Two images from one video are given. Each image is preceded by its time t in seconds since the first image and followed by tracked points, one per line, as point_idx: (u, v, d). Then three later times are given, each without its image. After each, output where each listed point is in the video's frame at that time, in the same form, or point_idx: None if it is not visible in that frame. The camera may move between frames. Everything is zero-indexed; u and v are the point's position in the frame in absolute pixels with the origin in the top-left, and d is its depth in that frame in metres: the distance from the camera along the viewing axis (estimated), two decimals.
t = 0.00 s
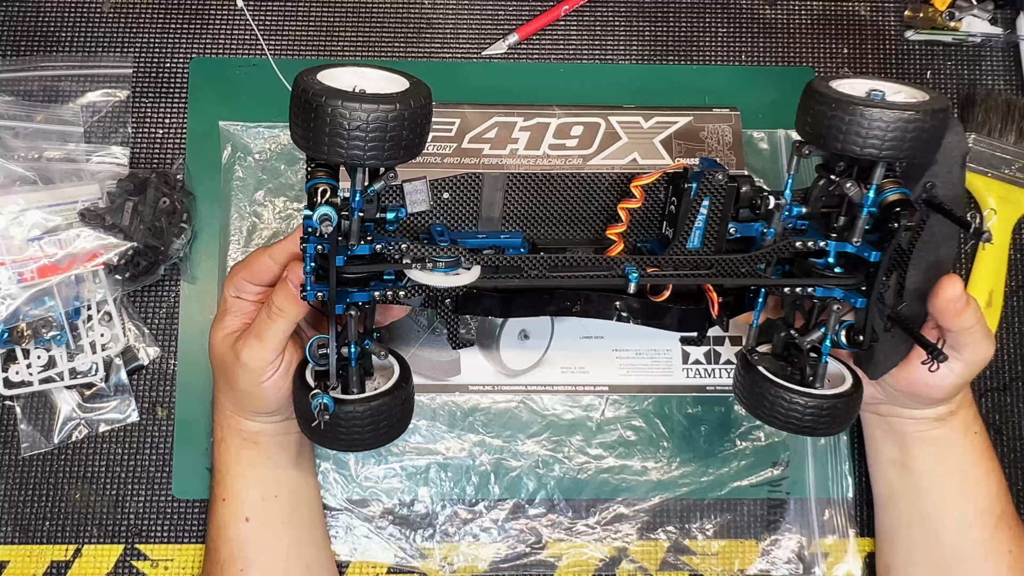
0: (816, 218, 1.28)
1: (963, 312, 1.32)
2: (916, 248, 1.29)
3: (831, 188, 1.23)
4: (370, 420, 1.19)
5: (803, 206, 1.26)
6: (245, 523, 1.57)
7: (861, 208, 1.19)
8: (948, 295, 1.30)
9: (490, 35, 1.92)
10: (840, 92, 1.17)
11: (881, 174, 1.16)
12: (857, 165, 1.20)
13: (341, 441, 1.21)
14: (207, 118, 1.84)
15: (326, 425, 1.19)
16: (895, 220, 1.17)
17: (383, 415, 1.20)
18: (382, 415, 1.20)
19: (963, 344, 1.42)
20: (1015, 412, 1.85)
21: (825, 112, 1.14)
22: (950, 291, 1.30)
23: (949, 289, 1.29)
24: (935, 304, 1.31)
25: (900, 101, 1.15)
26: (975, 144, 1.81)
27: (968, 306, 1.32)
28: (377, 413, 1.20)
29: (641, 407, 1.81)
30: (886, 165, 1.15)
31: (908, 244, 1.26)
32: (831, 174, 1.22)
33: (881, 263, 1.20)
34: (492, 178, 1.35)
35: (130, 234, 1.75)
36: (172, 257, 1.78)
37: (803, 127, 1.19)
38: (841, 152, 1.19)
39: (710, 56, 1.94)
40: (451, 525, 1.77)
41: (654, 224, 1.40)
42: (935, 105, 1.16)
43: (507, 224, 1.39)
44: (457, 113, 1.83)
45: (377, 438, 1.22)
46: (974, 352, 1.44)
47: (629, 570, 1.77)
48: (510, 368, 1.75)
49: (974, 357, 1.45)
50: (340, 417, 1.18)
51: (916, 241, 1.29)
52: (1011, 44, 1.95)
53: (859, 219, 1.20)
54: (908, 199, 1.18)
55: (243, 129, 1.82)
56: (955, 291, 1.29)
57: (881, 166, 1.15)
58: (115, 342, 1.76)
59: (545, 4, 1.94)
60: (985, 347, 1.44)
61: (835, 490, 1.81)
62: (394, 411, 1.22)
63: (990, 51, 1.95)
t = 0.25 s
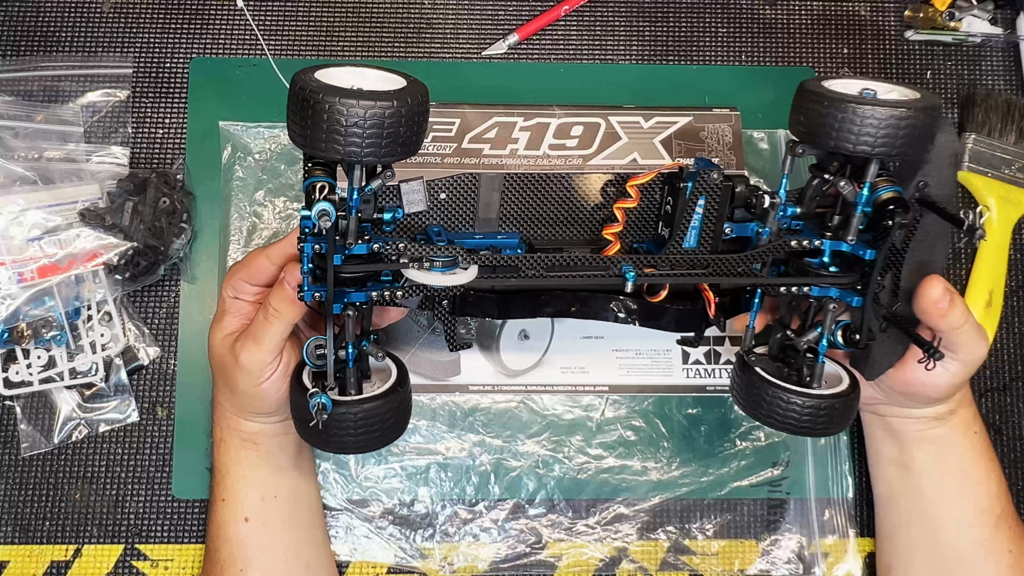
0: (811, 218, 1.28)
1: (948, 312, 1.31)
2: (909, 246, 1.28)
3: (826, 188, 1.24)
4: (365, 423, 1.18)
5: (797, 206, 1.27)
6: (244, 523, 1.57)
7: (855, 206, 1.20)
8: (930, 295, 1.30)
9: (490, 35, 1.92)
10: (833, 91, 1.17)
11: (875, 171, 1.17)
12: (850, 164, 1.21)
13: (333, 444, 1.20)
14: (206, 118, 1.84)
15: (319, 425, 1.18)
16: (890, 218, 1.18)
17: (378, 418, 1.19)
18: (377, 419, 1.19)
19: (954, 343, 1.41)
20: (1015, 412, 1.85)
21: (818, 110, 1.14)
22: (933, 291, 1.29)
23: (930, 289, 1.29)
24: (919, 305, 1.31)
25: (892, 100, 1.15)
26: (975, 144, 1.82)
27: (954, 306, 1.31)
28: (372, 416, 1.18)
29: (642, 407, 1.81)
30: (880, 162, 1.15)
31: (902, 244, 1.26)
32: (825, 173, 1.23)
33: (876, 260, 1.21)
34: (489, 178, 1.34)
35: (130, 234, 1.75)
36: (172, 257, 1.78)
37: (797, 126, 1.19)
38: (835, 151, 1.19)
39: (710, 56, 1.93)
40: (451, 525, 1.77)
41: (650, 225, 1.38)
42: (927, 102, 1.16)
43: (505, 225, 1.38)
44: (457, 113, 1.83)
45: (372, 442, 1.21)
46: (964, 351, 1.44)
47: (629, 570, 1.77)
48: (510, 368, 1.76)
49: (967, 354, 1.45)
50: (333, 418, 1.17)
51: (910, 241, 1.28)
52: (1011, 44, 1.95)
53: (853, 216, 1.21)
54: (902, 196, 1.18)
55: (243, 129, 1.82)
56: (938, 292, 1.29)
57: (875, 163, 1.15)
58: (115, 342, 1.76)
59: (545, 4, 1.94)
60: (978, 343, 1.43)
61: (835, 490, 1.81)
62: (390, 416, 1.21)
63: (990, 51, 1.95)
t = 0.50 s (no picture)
0: (806, 218, 1.28)
1: (940, 312, 1.32)
2: (904, 246, 1.27)
3: (820, 187, 1.24)
4: (362, 425, 1.18)
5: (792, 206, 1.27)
6: (244, 523, 1.57)
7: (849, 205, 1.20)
8: (922, 296, 1.30)
9: (490, 35, 1.92)
10: (828, 90, 1.17)
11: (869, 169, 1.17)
12: (844, 164, 1.21)
13: (329, 447, 1.20)
14: (206, 117, 1.84)
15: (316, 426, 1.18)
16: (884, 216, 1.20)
17: (375, 421, 1.19)
18: (374, 422, 1.19)
19: (947, 342, 1.41)
20: (1015, 412, 1.85)
21: (813, 109, 1.14)
22: (925, 292, 1.29)
23: (922, 289, 1.29)
24: (912, 305, 1.31)
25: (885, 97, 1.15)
26: (975, 144, 1.83)
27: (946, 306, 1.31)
28: (370, 418, 1.18)
29: (641, 407, 1.81)
30: (874, 160, 1.16)
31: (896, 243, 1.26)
32: (819, 173, 1.24)
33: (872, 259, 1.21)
34: (487, 179, 1.33)
35: (130, 234, 1.75)
36: (172, 257, 1.77)
37: (791, 125, 1.20)
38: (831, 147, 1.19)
39: (710, 56, 1.93)
40: (451, 525, 1.77)
41: (646, 225, 1.38)
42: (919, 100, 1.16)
43: (501, 225, 1.38)
44: (457, 113, 1.83)
45: (368, 446, 1.21)
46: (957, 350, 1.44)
47: (629, 570, 1.77)
48: (510, 368, 1.75)
49: (963, 352, 1.44)
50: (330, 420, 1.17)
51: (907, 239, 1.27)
52: (1011, 44, 1.95)
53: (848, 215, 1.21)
54: (896, 195, 1.20)
55: (242, 129, 1.82)
56: (929, 292, 1.29)
57: (869, 161, 1.15)
58: (115, 342, 1.76)
59: (545, 4, 1.94)
60: (973, 342, 1.42)
61: (835, 490, 1.81)
62: (387, 419, 1.20)
63: (990, 51, 1.95)
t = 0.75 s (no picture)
0: (805, 219, 1.28)
1: (935, 315, 1.31)
2: (904, 246, 1.25)
3: (820, 188, 1.24)
4: (362, 424, 1.18)
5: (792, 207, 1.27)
6: (244, 522, 1.57)
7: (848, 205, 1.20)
8: (918, 299, 1.29)
9: (490, 35, 1.92)
10: (827, 91, 1.17)
11: (868, 170, 1.17)
12: (843, 165, 1.21)
13: (329, 447, 1.20)
14: (206, 117, 1.84)
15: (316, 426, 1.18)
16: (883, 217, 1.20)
17: (375, 420, 1.19)
18: (374, 422, 1.19)
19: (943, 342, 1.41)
20: (1015, 412, 1.85)
21: (812, 110, 1.14)
22: (921, 295, 1.29)
23: (918, 292, 1.29)
24: (907, 306, 1.31)
25: (884, 99, 1.15)
26: (975, 145, 1.82)
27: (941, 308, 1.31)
28: (369, 417, 1.18)
29: (641, 407, 1.81)
30: (873, 161, 1.16)
31: (896, 243, 1.24)
32: (819, 174, 1.24)
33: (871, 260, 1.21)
34: (486, 180, 1.33)
35: (130, 234, 1.75)
36: (172, 257, 1.77)
37: (790, 125, 1.19)
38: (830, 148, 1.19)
39: (710, 57, 1.94)
40: (451, 525, 1.77)
41: (646, 224, 1.38)
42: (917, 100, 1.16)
43: (501, 225, 1.38)
44: (457, 113, 1.83)
45: (367, 446, 1.21)
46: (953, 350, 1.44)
47: (629, 570, 1.77)
48: (510, 368, 1.75)
49: (960, 352, 1.44)
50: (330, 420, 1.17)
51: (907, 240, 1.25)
52: (1010, 44, 1.95)
53: (847, 216, 1.21)
54: (895, 196, 1.20)
55: (243, 129, 1.82)
56: (924, 294, 1.29)
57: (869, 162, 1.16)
58: (115, 342, 1.76)
59: (545, 4, 1.94)
60: (969, 343, 1.42)
61: (835, 490, 1.81)
62: (386, 419, 1.20)
63: (990, 51, 1.95)
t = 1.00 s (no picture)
0: (804, 218, 1.28)
1: (933, 315, 1.30)
2: (903, 246, 1.26)
3: (819, 187, 1.24)
4: (361, 424, 1.18)
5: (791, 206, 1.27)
6: (244, 521, 1.57)
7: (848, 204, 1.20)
8: (916, 300, 1.29)
9: (490, 35, 1.92)
10: (827, 90, 1.17)
11: (868, 169, 1.17)
12: (842, 164, 1.21)
13: (328, 446, 1.20)
14: (206, 117, 1.84)
15: (315, 425, 1.18)
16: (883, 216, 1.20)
17: (374, 419, 1.19)
18: (373, 421, 1.19)
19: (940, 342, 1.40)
20: (1015, 412, 1.85)
21: (811, 109, 1.14)
22: (918, 295, 1.28)
23: (915, 293, 1.28)
24: (904, 307, 1.30)
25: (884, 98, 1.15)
26: (975, 145, 1.82)
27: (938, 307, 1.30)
28: (368, 416, 1.18)
29: (641, 407, 1.81)
30: (873, 160, 1.16)
31: (895, 243, 1.25)
32: (818, 173, 1.24)
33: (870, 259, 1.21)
34: (486, 179, 1.33)
35: (130, 234, 1.75)
36: (172, 257, 1.77)
37: (790, 125, 1.19)
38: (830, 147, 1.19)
39: (710, 56, 1.93)
40: (451, 525, 1.77)
41: (645, 223, 1.38)
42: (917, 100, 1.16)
43: (501, 225, 1.38)
44: (457, 113, 1.83)
45: (367, 445, 1.21)
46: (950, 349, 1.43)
47: (629, 570, 1.77)
48: (510, 368, 1.75)
49: (957, 351, 1.44)
50: (329, 419, 1.17)
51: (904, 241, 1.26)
52: (1011, 44, 1.95)
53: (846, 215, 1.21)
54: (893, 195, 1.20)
55: (243, 129, 1.82)
56: (921, 294, 1.28)
57: (868, 160, 1.16)
58: (115, 342, 1.76)
59: (545, 4, 1.94)
60: (966, 342, 1.41)
61: (835, 490, 1.81)
62: (386, 419, 1.20)
63: (990, 50, 1.95)
